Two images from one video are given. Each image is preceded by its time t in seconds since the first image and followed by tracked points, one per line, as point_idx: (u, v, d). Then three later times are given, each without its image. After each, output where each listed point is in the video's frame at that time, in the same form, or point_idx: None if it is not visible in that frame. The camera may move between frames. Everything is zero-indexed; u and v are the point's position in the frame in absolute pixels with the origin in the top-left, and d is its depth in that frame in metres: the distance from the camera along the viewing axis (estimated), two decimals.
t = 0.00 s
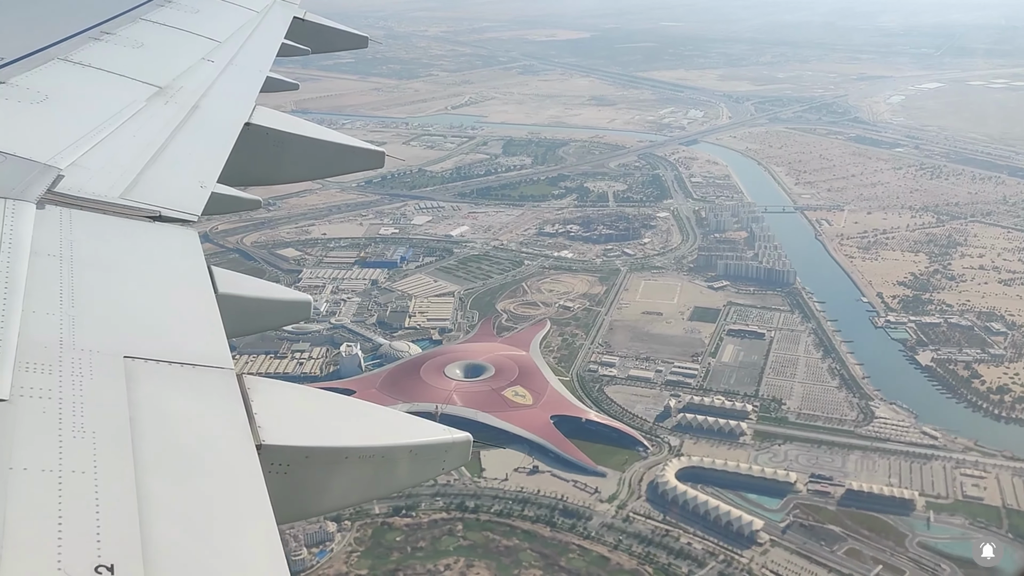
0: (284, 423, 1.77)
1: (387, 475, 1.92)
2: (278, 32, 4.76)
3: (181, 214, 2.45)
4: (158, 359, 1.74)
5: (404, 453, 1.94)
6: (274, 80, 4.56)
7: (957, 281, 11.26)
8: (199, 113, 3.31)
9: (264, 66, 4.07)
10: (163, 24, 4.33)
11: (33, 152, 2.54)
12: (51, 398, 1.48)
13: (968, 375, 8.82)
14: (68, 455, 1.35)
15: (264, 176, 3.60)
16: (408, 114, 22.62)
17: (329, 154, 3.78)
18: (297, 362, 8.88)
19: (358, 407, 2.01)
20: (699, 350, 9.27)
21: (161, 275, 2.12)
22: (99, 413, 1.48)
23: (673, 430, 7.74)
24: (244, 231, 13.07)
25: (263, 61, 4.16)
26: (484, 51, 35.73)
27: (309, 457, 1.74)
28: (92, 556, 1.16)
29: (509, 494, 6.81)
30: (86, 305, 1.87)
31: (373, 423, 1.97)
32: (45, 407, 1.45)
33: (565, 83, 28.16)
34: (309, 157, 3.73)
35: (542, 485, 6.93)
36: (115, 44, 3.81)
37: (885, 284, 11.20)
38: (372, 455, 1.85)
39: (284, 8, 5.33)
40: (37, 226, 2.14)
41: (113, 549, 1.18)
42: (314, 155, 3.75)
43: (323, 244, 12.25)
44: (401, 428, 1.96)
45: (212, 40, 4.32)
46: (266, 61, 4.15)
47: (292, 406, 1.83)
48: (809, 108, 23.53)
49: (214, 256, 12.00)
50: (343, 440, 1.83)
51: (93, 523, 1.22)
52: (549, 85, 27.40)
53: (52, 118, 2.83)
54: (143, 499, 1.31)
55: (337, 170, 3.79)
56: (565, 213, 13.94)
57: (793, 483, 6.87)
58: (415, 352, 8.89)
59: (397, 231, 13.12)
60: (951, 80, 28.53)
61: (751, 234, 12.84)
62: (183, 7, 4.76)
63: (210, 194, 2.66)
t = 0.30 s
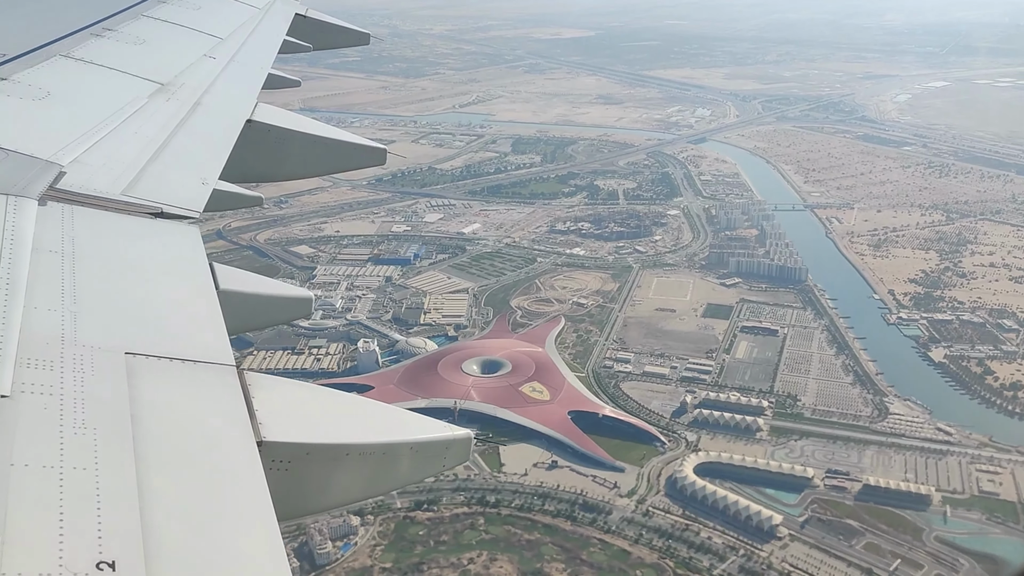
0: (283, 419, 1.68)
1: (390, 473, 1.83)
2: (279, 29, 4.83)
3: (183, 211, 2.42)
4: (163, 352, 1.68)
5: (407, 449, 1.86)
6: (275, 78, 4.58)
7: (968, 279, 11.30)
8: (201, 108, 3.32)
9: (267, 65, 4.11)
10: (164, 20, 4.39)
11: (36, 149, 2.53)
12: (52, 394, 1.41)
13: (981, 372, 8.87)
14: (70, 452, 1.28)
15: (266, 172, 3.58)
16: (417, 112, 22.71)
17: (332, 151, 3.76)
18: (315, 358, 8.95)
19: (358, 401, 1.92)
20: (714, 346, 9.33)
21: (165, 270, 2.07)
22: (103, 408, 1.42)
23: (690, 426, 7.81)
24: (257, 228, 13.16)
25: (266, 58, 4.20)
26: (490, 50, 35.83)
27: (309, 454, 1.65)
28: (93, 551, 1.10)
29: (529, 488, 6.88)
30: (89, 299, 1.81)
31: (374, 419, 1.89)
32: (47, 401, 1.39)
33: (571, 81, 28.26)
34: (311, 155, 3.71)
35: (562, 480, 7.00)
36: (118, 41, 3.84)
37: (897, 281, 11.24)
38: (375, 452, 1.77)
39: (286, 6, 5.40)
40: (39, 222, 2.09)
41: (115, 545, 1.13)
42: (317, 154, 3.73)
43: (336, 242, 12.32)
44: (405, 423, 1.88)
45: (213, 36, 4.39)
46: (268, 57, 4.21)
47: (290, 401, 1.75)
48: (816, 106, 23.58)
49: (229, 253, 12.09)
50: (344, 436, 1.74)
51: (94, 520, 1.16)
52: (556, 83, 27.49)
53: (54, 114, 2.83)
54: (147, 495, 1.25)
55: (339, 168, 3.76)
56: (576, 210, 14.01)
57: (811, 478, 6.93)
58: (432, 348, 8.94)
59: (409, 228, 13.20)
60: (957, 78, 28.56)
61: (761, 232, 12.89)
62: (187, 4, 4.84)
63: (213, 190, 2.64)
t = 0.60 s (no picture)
0: (280, 414, 1.59)
1: (393, 471, 1.73)
2: (280, 26, 4.90)
3: (184, 207, 2.36)
4: (164, 348, 1.60)
5: (409, 445, 1.77)
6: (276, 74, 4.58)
7: (981, 275, 11.36)
8: (202, 104, 3.31)
9: (269, 62, 4.14)
10: (166, 17, 4.43)
11: (36, 144, 2.50)
12: (55, 389, 1.36)
13: (996, 368, 8.92)
14: (73, 449, 1.23)
15: (266, 169, 3.49)
16: (425, 109, 22.81)
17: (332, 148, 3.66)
18: (334, 353, 9.03)
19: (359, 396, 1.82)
20: (730, 342, 9.40)
21: (169, 264, 2.01)
22: (107, 402, 1.36)
23: (709, 420, 7.88)
24: (271, 225, 13.25)
25: (267, 55, 4.24)
26: (495, 47, 35.94)
27: (311, 451, 1.57)
28: (96, 549, 1.05)
29: (551, 482, 6.95)
30: (94, 299, 1.73)
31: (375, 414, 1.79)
32: (48, 396, 1.33)
33: (578, 78, 28.35)
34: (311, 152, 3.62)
35: (584, 474, 7.06)
36: (119, 38, 3.88)
37: (909, 278, 11.30)
38: (377, 449, 1.68)
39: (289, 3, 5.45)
40: (39, 219, 2.01)
41: (118, 542, 1.08)
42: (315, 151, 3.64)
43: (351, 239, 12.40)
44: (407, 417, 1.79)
45: (215, 34, 4.43)
46: (270, 55, 4.23)
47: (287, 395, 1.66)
48: (823, 104, 23.66)
49: (244, 250, 12.17)
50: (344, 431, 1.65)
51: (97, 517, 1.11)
52: (562, 81, 27.58)
53: (54, 111, 2.81)
54: (150, 491, 1.19)
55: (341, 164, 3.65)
56: (587, 208, 14.09)
57: (830, 472, 7.00)
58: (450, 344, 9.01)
59: (422, 225, 13.27)
60: (964, 76, 28.63)
61: (773, 229, 12.96)
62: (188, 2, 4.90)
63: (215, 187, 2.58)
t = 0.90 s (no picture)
0: (288, 415, 1.80)
1: (395, 467, 1.95)
2: (283, 23, 5.09)
3: (186, 205, 2.56)
4: (160, 346, 1.80)
5: (408, 444, 1.97)
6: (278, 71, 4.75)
7: (993, 273, 11.40)
8: (202, 103, 3.50)
9: (270, 60, 4.33)
10: (170, 16, 4.63)
11: (39, 143, 2.67)
12: (56, 388, 1.52)
13: (1010, 364, 8.97)
14: (74, 446, 1.38)
15: (270, 165, 3.68)
16: (434, 107, 22.88)
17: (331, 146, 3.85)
18: (352, 348, 9.10)
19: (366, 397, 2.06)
20: (744, 338, 9.47)
21: (165, 268, 2.19)
22: (106, 403, 1.51)
23: (727, 415, 7.94)
24: (285, 223, 13.34)
25: (268, 53, 4.43)
26: (502, 45, 35.97)
27: (313, 449, 1.77)
28: (97, 546, 1.18)
29: (572, 476, 7.02)
30: (90, 297, 1.93)
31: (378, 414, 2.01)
32: (52, 396, 1.49)
33: (585, 77, 28.38)
34: (312, 149, 3.80)
35: (604, 468, 7.13)
36: (121, 35, 4.06)
37: (922, 275, 11.34)
38: (378, 447, 1.89)
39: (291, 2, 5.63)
40: (40, 217, 2.21)
41: (120, 539, 1.21)
42: (316, 147, 3.82)
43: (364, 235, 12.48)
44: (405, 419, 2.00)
45: (217, 31, 4.63)
46: (271, 54, 4.42)
47: (296, 398, 1.87)
48: (831, 103, 23.67)
49: (259, 247, 12.26)
50: (346, 431, 1.85)
51: (99, 516, 1.23)
52: (570, 79, 27.61)
53: (59, 109, 2.99)
54: (146, 487, 1.34)
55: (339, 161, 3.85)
56: (598, 205, 14.16)
57: (848, 467, 7.06)
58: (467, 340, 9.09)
59: (435, 222, 13.35)
60: (973, 75, 28.56)
61: (784, 226, 13.02)
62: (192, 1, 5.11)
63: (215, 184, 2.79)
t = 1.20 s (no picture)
0: (290, 415, 1.82)
1: (397, 466, 1.99)
2: (285, 21, 5.17)
3: (188, 205, 2.62)
4: (164, 344, 1.82)
5: (409, 443, 2.01)
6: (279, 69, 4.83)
7: (1004, 270, 11.45)
8: (203, 103, 3.56)
9: (271, 58, 4.41)
10: (170, 14, 4.71)
11: (41, 141, 2.73)
12: (58, 387, 1.53)
13: None
14: (77, 443, 1.38)
15: (271, 165, 3.75)
16: (441, 105, 22.94)
17: (333, 144, 3.90)
18: (370, 345, 9.17)
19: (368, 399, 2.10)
20: (759, 335, 9.53)
21: (167, 271, 2.22)
22: (107, 403, 1.52)
23: (743, 411, 8.02)
24: (299, 220, 13.42)
25: (269, 51, 4.51)
26: (507, 43, 36.03)
27: (314, 448, 1.79)
28: (100, 544, 1.18)
29: (592, 471, 7.09)
30: (92, 295, 1.96)
31: (379, 414, 2.05)
32: (53, 395, 1.50)
33: (591, 74, 28.43)
34: (312, 148, 3.85)
35: (624, 463, 7.20)
36: (122, 33, 4.15)
37: (933, 273, 11.39)
38: (380, 445, 1.93)
39: None
40: (41, 215, 2.25)
41: (123, 537, 1.21)
42: (317, 146, 3.87)
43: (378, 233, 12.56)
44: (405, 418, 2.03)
45: (219, 30, 4.71)
46: (272, 52, 4.49)
47: (297, 399, 1.90)
48: (837, 100, 23.72)
49: (273, 244, 12.34)
50: (347, 430, 1.88)
51: (101, 513, 1.23)
52: (576, 77, 27.66)
53: (61, 108, 3.05)
54: (148, 486, 1.34)
55: (340, 160, 3.89)
56: (609, 203, 14.23)
57: (865, 461, 7.13)
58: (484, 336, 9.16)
59: (447, 219, 13.42)
60: (979, 73, 28.57)
61: (796, 224, 13.08)
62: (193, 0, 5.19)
63: (217, 183, 2.86)
